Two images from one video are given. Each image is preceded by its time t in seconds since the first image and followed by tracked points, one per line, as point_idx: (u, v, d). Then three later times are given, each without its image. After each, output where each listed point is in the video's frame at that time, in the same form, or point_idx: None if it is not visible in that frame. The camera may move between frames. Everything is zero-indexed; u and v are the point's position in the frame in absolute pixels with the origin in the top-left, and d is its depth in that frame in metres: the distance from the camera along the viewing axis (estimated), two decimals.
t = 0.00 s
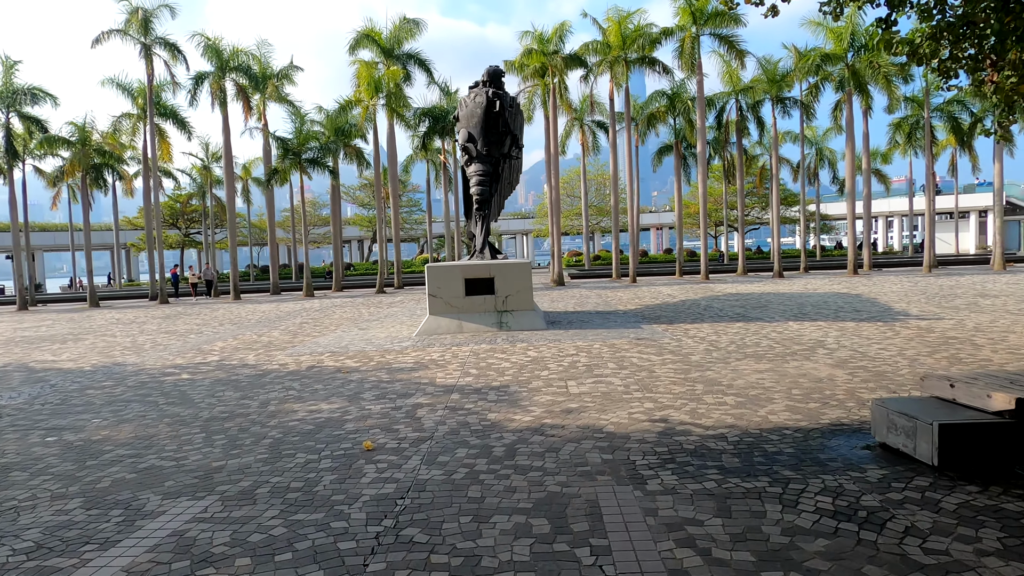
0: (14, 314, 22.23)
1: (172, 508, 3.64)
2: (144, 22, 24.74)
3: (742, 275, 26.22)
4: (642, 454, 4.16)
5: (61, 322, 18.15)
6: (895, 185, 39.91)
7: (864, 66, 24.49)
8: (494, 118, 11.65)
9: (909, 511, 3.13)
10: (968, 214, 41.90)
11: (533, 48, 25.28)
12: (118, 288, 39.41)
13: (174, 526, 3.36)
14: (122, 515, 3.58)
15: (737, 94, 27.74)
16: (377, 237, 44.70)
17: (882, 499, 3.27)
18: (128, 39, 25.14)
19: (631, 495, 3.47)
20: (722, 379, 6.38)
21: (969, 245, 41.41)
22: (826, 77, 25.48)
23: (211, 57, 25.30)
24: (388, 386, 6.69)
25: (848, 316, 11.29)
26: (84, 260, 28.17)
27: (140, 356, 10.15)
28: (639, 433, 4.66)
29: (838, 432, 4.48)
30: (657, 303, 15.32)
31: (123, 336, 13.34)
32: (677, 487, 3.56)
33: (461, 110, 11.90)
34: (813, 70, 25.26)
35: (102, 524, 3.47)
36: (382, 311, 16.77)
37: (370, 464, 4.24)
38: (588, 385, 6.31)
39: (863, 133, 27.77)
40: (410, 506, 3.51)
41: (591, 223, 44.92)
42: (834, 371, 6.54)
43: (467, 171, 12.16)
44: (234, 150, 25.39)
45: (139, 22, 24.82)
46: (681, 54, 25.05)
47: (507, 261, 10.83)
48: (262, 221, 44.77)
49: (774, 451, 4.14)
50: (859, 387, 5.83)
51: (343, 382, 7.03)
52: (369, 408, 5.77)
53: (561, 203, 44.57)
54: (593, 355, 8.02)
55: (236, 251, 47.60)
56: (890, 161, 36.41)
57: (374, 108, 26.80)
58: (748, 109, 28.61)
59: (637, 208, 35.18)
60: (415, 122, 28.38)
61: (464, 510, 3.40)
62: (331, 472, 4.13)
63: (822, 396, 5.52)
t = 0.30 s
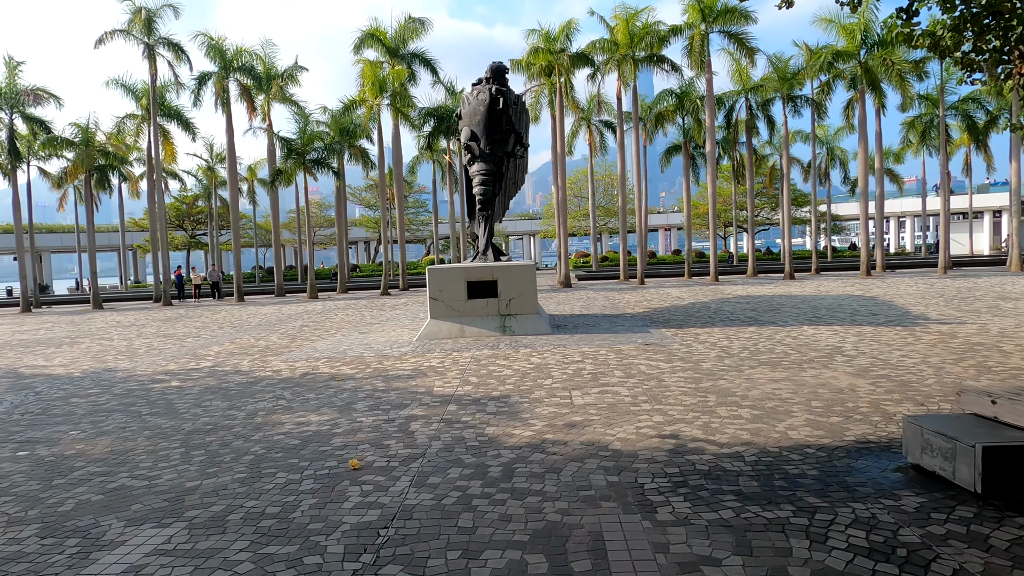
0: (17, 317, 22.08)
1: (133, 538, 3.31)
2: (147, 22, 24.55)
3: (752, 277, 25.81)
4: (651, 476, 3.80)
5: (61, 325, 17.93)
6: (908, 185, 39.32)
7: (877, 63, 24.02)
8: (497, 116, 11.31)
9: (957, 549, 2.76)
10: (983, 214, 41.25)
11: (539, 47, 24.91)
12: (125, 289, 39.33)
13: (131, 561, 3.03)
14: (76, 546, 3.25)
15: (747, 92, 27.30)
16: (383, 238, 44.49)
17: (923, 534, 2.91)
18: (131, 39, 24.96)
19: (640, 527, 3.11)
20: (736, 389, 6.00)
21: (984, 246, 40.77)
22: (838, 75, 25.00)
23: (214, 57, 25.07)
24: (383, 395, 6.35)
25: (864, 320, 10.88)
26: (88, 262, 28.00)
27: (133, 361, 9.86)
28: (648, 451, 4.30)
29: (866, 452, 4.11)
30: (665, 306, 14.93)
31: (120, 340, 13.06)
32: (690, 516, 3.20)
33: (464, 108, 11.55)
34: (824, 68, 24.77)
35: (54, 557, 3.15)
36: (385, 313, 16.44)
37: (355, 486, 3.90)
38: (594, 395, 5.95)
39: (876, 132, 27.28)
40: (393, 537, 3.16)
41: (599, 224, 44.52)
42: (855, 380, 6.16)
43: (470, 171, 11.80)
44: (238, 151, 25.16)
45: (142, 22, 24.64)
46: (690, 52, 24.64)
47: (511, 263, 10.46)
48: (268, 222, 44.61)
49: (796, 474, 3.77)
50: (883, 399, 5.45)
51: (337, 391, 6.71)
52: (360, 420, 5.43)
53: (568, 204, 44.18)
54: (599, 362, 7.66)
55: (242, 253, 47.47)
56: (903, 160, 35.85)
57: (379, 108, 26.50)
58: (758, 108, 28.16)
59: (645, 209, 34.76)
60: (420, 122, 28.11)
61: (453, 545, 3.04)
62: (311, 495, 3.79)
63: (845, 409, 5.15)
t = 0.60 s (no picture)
0: (20, 318, 21.92)
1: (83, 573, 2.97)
2: (151, 21, 24.38)
3: (763, 278, 25.36)
4: (662, 504, 3.42)
5: (62, 326, 17.73)
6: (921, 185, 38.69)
7: (891, 61, 23.54)
8: (501, 113, 10.94)
9: None
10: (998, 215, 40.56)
11: (546, 45, 24.53)
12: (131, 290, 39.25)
13: None
14: None
15: (758, 91, 26.85)
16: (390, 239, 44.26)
17: None
18: (135, 38, 24.78)
19: (652, 566, 2.75)
20: (752, 400, 5.62)
21: (999, 247, 40.08)
22: (851, 73, 24.50)
23: (218, 56, 24.82)
24: (376, 406, 5.99)
25: (883, 324, 10.45)
26: (92, 262, 27.85)
27: (125, 365, 9.55)
28: (659, 472, 3.93)
29: (899, 475, 3.72)
30: (675, 309, 14.53)
31: (116, 343, 12.78)
32: (707, 554, 2.83)
33: (467, 105, 11.19)
34: (837, 66, 24.27)
35: None
36: (387, 315, 16.13)
37: (337, 511, 3.55)
38: (600, 407, 5.58)
39: (889, 131, 26.76)
40: None
41: (607, 225, 44.10)
42: (879, 391, 5.76)
43: (473, 170, 11.43)
44: (241, 152, 24.93)
45: (146, 21, 24.47)
46: (700, 49, 24.21)
47: (515, 265, 10.12)
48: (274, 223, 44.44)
49: (823, 501, 3.39)
50: (911, 413, 5.04)
51: (329, 400, 6.37)
52: (350, 434, 5.08)
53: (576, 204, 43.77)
54: (606, 369, 7.29)
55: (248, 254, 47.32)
56: (916, 160, 35.25)
57: (384, 108, 26.20)
58: (769, 107, 27.69)
59: (654, 210, 34.34)
60: (425, 121, 27.84)
61: None
62: (287, 522, 3.45)
63: (871, 425, 4.75)
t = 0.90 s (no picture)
0: (18, 320, 21.70)
1: None
2: (151, 21, 24.16)
3: (771, 280, 24.94)
4: (663, 535, 3.06)
5: (57, 329, 17.49)
6: (932, 186, 38.15)
7: (901, 58, 23.10)
8: (500, 110, 10.60)
9: None
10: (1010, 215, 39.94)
11: (550, 43, 24.18)
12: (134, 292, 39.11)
13: None
14: None
15: (765, 89, 26.43)
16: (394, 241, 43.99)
17: None
18: (134, 37, 24.57)
19: None
20: (762, 412, 5.25)
21: (1011, 248, 39.45)
22: (859, 71, 24.04)
23: (218, 56, 24.55)
24: (361, 417, 5.65)
25: (896, 328, 10.05)
26: (93, 265, 27.65)
27: (111, 371, 9.25)
28: (660, 496, 3.56)
29: (926, 500, 3.35)
30: (681, 311, 14.14)
31: (107, 347, 12.49)
32: None
33: (465, 102, 10.86)
34: (845, 64, 23.83)
35: None
36: (386, 318, 15.79)
37: (302, 541, 3.20)
38: (599, 418, 5.21)
39: (899, 130, 26.29)
40: None
41: (612, 226, 43.71)
42: (900, 402, 5.38)
43: (471, 169, 11.07)
44: (241, 153, 24.67)
45: (146, 20, 24.26)
46: (706, 47, 23.82)
47: (515, 267, 9.76)
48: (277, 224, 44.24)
49: (844, 531, 3.02)
50: (934, 427, 4.67)
51: (313, 410, 6.03)
52: (329, 448, 4.74)
53: (580, 205, 43.38)
54: (607, 376, 6.94)
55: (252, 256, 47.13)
56: (927, 160, 34.73)
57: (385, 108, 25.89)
58: (776, 106, 27.27)
59: (659, 210, 33.95)
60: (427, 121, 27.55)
61: None
62: (245, 553, 3.11)
63: (892, 441, 4.37)
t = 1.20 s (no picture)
0: (17, 326, 21.50)
1: None
2: (150, 23, 23.96)
3: (779, 283, 24.51)
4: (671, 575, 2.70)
5: (53, 335, 17.23)
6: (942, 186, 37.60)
7: (911, 56, 22.64)
8: (500, 108, 10.27)
9: None
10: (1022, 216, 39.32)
11: (553, 43, 23.83)
12: (137, 297, 38.95)
13: None
14: None
15: (772, 89, 26.01)
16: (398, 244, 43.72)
17: None
18: (134, 40, 24.36)
19: None
20: (777, 426, 4.88)
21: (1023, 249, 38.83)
22: (868, 70, 23.60)
23: (217, 59, 24.31)
24: (347, 432, 5.31)
25: (913, 332, 9.63)
26: (94, 269, 27.47)
27: (97, 380, 8.95)
28: (666, 526, 3.20)
29: (966, 533, 2.98)
30: (688, 316, 13.73)
31: (99, 354, 12.21)
32: None
33: (464, 101, 10.53)
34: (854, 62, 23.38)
35: None
36: (385, 323, 15.46)
37: None
38: (601, 435, 4.85)
39: (909, 130, 25.81)
40: None
41: (617, 228, 43.32)
42: (925, 416, 4.99)
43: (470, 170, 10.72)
44: (241, 157, 24.44)
45: (145, 23, 24.06)
46: (711, 46, 23.44)
47: (514, 270, 9.40)
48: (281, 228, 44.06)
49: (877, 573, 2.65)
50: (965, 444, 4.28)
51: (297, 424, 5.69)
52: (308, 468, 4.39)
53: (585, 208, 43.00)
54: (610, 386, 6.58)
55: (256, 260, 46.96)
56: (937, 160, 34.22)
57: (387, 110, 25.60)
58: (783, 105, 26.82)
59: (665, 212, 33.56)
60: (429, 123, 27.25)
61: None
62: None
63: (921, 461, 3.99)
